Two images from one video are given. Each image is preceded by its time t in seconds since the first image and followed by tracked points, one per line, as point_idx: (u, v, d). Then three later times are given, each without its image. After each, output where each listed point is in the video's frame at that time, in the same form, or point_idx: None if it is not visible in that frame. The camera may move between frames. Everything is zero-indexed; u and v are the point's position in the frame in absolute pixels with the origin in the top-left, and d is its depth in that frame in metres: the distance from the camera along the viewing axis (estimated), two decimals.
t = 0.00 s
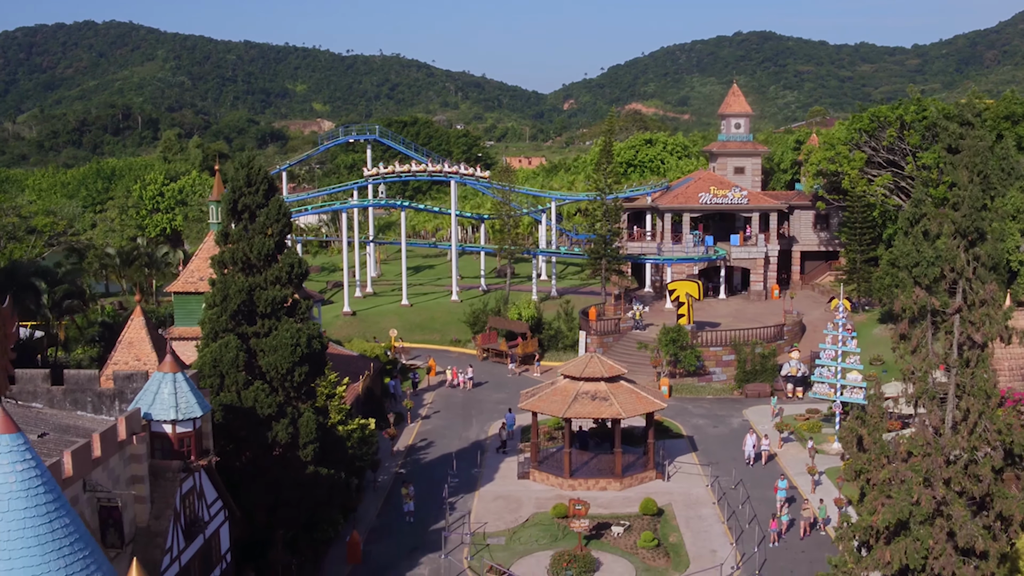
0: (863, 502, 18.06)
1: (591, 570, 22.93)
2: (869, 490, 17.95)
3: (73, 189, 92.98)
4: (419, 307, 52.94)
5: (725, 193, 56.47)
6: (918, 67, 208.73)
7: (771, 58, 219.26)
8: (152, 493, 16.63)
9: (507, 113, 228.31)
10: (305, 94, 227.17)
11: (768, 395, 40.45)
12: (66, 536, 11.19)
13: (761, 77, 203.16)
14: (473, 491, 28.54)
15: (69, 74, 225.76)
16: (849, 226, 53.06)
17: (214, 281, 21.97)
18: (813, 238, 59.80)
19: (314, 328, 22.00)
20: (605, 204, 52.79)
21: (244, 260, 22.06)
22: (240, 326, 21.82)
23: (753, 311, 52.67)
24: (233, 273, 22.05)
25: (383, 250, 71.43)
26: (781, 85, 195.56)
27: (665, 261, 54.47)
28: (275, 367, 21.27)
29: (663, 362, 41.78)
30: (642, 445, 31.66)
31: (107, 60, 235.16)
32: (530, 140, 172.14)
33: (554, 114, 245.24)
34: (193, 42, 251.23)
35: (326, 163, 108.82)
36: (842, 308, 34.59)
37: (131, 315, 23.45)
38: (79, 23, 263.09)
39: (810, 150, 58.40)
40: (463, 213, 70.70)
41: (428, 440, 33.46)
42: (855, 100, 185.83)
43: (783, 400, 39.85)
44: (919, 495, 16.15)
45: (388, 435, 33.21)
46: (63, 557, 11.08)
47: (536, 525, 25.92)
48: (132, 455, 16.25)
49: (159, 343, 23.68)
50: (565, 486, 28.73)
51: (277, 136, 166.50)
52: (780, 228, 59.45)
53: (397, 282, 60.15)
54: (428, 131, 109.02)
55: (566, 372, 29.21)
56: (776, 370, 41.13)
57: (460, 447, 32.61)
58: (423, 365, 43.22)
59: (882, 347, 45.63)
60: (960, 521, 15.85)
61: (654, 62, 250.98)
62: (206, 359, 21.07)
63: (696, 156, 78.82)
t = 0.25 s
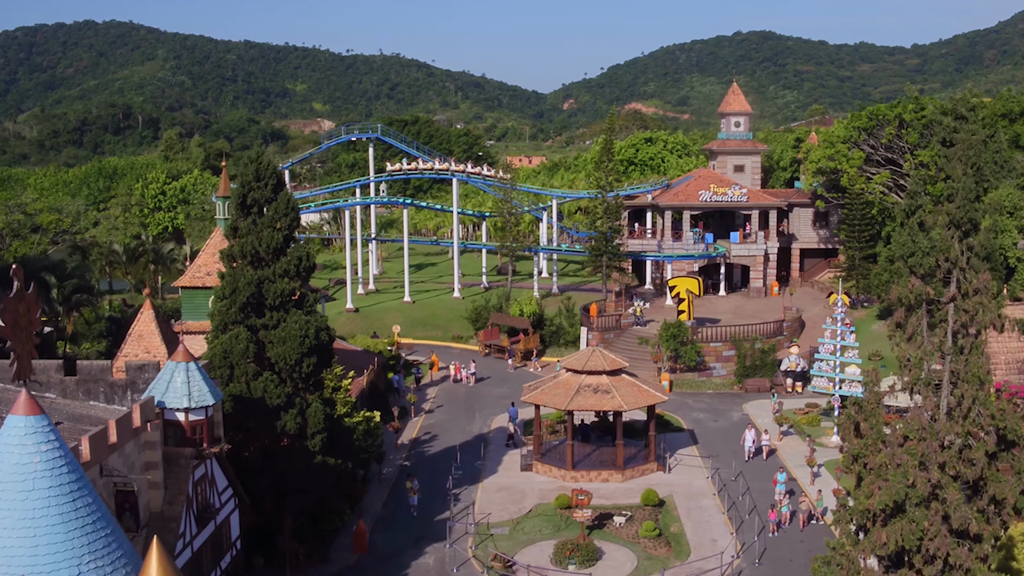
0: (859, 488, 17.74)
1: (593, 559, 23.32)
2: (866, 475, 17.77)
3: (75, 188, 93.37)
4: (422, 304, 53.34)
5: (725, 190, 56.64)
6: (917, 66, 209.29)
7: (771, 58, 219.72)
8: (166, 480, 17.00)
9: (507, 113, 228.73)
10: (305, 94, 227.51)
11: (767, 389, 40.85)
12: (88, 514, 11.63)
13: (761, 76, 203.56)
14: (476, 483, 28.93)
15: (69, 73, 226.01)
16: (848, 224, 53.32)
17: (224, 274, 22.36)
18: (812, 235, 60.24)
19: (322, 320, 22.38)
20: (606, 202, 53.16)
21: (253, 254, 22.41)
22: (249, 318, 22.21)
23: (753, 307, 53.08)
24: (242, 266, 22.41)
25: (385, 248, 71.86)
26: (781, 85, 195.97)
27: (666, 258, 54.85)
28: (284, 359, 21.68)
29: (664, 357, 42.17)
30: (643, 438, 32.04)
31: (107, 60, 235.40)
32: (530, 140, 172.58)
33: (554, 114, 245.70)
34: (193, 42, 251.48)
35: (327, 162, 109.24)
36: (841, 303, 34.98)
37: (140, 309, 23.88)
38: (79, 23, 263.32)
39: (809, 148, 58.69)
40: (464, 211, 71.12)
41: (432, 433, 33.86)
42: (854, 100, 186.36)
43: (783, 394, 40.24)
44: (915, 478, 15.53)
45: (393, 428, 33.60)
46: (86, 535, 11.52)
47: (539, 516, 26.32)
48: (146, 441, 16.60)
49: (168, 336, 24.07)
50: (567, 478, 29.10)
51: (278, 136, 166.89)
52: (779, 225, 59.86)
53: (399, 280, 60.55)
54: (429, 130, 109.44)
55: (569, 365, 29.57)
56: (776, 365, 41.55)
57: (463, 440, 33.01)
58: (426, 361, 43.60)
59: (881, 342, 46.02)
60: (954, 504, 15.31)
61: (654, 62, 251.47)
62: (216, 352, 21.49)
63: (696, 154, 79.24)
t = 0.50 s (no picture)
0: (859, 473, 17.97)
1: (597, 548, 23.63)
2: (865, 461, 18.10)
3: (77, 186, 93.58)
4: (424, 300, 53.66)
5: (725, 187, 56.85)
6: (917, 66, 209.62)
7: (771, 57, 219.99)
8: (179, 467, 17.31)
9: (507, 112, 228.96)
10: (305, 93, 227.60)
11: (768, 384, 41.19)
12: (108, 495, 11.96)
13: (761, 76, 203.78)
14: (480, 476, 29.26)
15: (69, 73, 226.07)
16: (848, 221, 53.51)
17: (233, 267, 22.72)
18: (812, 233, 60.59)
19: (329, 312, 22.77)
20: (607, 199, 53.48)
21: (262, 247, 22.80)
22: (258, 311, 22.57)
23: (753, 304, 53.40)
24: (251, 259, 22.78)
25: (387, 246, 72.19)
26: (781, 84, 196.25)
27: (666, 255, 55.16)
28: (293, 351, 22.07)
29: (666, 352, 42.54)
30: (645, 431, 32.38)
31: (107, 59, 235.50)
32: (530, 139, 172.80)
33: (554, 113, 245.86)
34: (194, 41, 251.62)
35: (328, 160, 109.52)
36: (840, 298, 35.29)
37: (150, 301, 24.14)
38: (80, 22, 263.45)
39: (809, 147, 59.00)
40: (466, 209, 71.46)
41: (436, 427, 34.20)
42: (854, 99, 186.67)
43: (783, 389, 40.56)
44: (913, 462, 15.80)
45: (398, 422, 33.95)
46: (107, 515, 11.86)
47: (543, 507, 26.64)
48: (159, 430, 16.89)
49: (177, 329, 24.39)
50: (571, 471, 29.42)
51: (278, 135, 167.11)
52: (779, 223, 60.19)
53: (402, 277, 60.87)
54: (430, 128, 109.74)
55: (572, 358, 29.89)
56: (776, 360, 41.91)
57: (467, 434, 33.35)
58: (429, 356, 43.93)
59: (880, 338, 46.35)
60: (951, 489, 15.63)
61: (653, 61, 251.79)
62: (226, 343, 21.84)
63: (696, 152, 79.56)
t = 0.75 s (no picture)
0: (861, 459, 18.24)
1: (602, 538, 23.94)
2: (867, 447, 18.43)
3: (80, 185, 93.78)
4: (428, 297, 53.94)
5: (726, 185, 57.28)
6: (917, 66, 209.90)
7: (771, 57, 220.22)
8: (193, 454, 17.63)
9: (507, 112, 229.14)
10: (306, 93, 227.67)
11: (770, 379, 41.52)
12: (130, 476, 12.33)
13: (761, 76, 203.88)
14: (486, 468, 29.59)
15: (70, 73, 226.10)
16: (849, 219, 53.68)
17: (244, 261, 23.12)
18: (813, 230, 60.88)
19: (339, 305, 23.17)
20: (610, 196, 53.78)
21: (273, 240, 23.17)
22: (269, 303, 22.98)
23: (754, 301, 53.69)
24: (262, 252, 23.17)
25: (389, 244, 72.47)
26: (781, 84, 196.46)
27: (668, 252, 55.46)
28: (303, 343, 22.50)
29: (669, 347, 42.90)
30: (649, 425, 32.71)
31: (107, 59, 235.55)
32: (530, 139, 172.97)
33: (555, 113, 246.02)
34: (194, 41, 251.76)
35: (329, 160, 109.74)
36: (841, 293, 35.58)
37: (161, 294, 24.43)
38: (80, 23, 263.53)
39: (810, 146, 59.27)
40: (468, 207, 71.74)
41: (440, 421, 34.58)
42: (854, 99, 186.91)
43: (785, 383, 40.87)
44: (914, 447, 16.18)
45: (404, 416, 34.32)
46: (129, 495, 12.24)
47: (549, 498, 26.98)
48: (175, 417, 17.18)
49: (187, 321, 24.72)
50: (575, 463, 29.80)
51: (279, 135, 167.26)
52: (781, 220, 60.48)
53: (405, 275, 61.15)
54: (432, 128, 110.00)
55: (576, 352, 30.22)
56: (778, 356, 42.23)
57: (472, 427, 33.71)
58: (433, 352, 44.24)
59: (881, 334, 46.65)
60: (952, 474, 16.01)
61: (654, 61, 252.03)
62: (237, 335, 22.28)
63: (697, 151, 79.83)
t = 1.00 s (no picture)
0: (865, 449, 18.48)
1: (608, 530, 24.20)
2: (871, 437, 18.68)
3: (82, 184, 93.93)
4: (431, 295, 54.16)
5: (728, 183, 57.53)
6: (917, 66, 210.17)
7: (771, 56, 220.39)
8: (206, 445, 17.87)
9: (507, 111, 229.30)
10: (306, 93, 227.74)
11: (772, 375, 41.77)
12: (151, 463, 12.66)
13: (761, 75, 204.01)
14: (491, 462, 29.84)
15: (70, 72, 226.06)
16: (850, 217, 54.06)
17: (253, 256, 23.59)
18: (815, 228, 61.09)
19: (348, 299, 23.65)
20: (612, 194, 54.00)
21: (282, 235, 23.68)
22: (278, 298, 23.42)
23: (756, 298, 53.92)
24: (272, 247, 23.67)
25: (391, 242, 72.67)
26: (781, 84, 196.60)
27: (671, 250, 55.67)
28: (312, 336, 22.94)
29: (671, 344, 43.18)
30: (652, 420, 32.97)
31: (108, 59, 235.55)
32: (530, 139, 173.08)
33: (555, 113, 246.12)
34: (194, 41, 251.84)
35: (331, 159, 109.89)
36: (843, 290, 35.80)
37: (170, 290, 24.68)
38: (81, 22, 263.58)
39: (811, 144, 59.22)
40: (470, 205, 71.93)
41: (445, 416, 34.83)
42: (854, 98, 187.07)
43: (787, 379, 41.10)
44: (918, 435, 16.43)
45: (409, 412, 34.58)
46: (150, 481, 12.56)
47: (554, 491, 27.22)
48: (188, 408, 17.42)
49: (196, 316, 25.00)
50: (580, 457, 30.03)
51: (279, 134, 167.33)
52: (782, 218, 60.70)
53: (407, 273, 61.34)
54: (433, 127, 110.18)
55: (580, 347, 30.47)
56: (780, 352, 42.36)
57: (477, 423, 33.95)
58: (437, 348, 44.48)
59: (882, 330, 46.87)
60: (954, 462, 16.28)
61: (654, 61, 252.21)
62: (247, 328, 22.67)
63: (698, 150, 80.04)
